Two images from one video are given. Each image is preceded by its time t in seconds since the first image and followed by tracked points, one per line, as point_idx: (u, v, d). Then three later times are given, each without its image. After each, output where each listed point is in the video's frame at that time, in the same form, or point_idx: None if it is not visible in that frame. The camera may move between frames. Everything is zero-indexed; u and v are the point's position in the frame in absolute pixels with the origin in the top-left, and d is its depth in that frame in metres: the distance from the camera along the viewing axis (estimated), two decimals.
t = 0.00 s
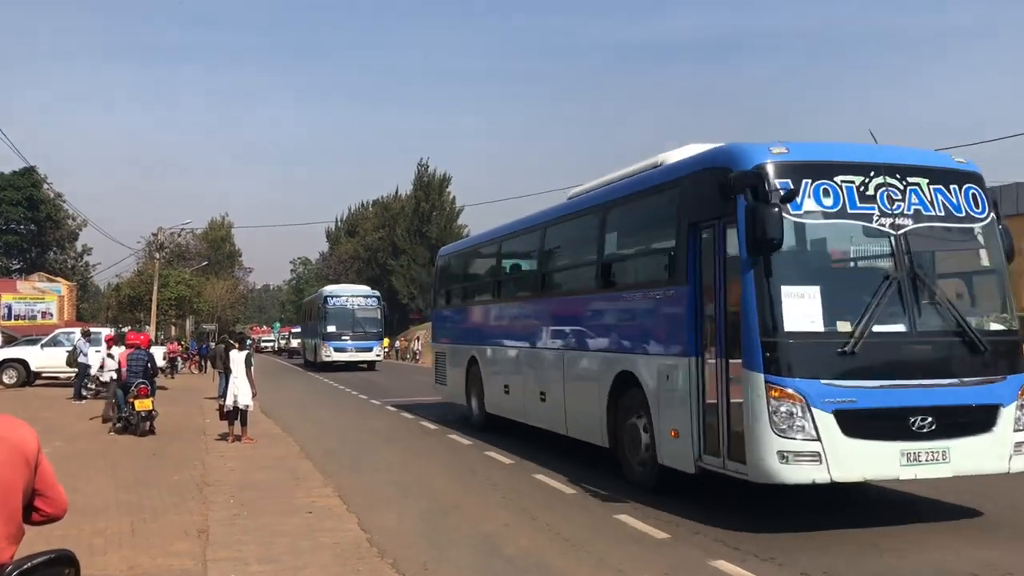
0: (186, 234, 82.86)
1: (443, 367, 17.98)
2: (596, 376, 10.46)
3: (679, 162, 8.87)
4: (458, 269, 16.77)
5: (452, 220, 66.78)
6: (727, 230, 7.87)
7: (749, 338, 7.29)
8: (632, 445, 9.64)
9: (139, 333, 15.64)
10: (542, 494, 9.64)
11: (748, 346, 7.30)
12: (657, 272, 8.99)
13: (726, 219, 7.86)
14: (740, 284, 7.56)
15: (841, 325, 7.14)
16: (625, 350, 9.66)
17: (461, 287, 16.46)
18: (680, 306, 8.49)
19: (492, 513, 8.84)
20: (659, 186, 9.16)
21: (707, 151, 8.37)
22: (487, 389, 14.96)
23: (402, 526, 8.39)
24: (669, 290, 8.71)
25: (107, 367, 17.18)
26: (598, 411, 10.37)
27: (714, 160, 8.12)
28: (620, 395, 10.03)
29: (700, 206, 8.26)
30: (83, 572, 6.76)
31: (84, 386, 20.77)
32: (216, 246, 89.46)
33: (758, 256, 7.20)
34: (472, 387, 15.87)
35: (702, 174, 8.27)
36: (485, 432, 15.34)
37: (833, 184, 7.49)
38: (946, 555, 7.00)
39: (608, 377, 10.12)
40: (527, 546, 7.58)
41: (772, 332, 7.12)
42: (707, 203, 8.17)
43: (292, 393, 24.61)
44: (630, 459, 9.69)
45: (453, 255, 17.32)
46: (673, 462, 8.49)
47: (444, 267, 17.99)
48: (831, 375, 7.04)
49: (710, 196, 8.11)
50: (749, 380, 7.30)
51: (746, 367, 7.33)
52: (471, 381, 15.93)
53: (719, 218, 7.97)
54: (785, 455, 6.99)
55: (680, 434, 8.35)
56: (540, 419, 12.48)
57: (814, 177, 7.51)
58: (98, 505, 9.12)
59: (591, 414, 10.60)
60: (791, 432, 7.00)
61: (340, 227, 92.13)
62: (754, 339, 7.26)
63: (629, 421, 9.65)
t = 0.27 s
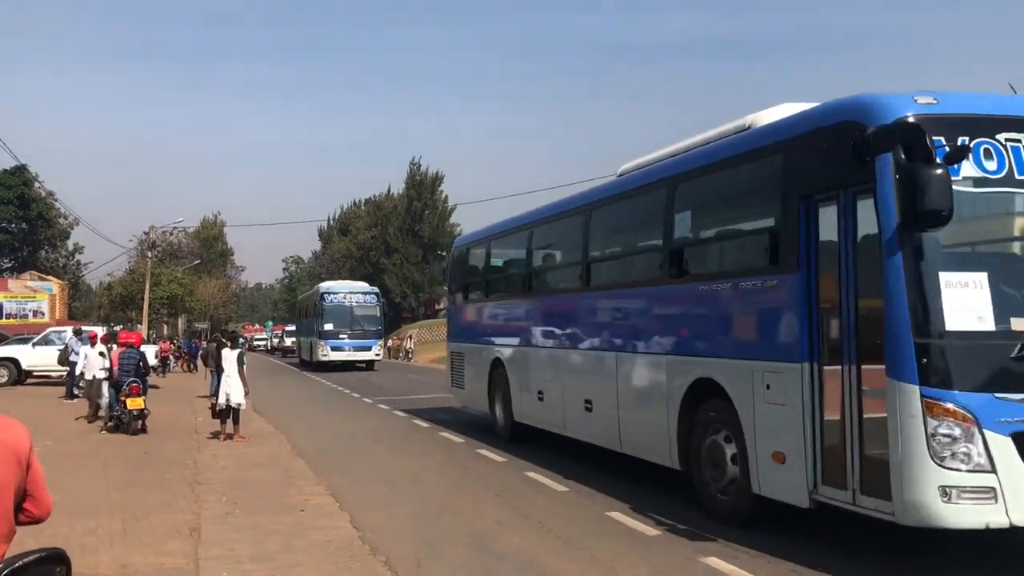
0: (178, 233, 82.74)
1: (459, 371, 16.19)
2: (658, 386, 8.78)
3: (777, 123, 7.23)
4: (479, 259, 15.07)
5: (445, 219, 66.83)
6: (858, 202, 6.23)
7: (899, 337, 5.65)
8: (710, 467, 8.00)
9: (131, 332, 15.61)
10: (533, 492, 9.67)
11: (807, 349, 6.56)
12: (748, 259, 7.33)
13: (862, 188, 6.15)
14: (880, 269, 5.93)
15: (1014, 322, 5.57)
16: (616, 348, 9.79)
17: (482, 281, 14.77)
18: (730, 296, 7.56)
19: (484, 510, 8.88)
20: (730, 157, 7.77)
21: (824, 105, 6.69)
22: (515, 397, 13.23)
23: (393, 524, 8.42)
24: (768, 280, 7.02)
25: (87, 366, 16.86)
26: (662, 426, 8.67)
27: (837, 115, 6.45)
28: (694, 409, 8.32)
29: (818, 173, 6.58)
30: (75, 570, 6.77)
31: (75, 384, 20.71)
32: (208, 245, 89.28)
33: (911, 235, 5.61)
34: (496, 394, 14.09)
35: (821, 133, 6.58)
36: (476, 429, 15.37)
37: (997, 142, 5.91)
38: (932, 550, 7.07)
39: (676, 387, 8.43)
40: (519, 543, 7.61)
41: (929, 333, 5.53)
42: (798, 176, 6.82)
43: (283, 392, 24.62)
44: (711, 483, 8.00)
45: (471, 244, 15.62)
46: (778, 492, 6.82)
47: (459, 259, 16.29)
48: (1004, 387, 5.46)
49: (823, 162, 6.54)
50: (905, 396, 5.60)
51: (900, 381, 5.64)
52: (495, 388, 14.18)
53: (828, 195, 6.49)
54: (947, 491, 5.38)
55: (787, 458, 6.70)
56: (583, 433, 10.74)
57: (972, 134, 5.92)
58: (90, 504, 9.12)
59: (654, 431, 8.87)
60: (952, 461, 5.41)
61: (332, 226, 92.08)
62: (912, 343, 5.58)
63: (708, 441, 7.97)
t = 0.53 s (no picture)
0: (169, 225, 82.44)
1: (482, 368, 14.55)
2: (757, 397, 7.01)
3: (813, 98, 6.69)
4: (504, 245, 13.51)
5: (438, 212, 66.77)
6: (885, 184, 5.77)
7: None
8: (830, 501, 6.23)
9: (120, 324, 15.57)
10: (523, 484, 9.68)
11: (812, 340, 6.39)
12: (771, 249, 6.92)
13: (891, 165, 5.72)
14: None
15: None
16: (609, 343, 9.79)
17: (508, 268, 13.22)
18: (723, 290, 7.55)
19: (474, 502, 8.89)
20: (742, 144, 7.45)
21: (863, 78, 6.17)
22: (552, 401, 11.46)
23: (384, 516, 8.42)
24: (936, 258, 5.26)
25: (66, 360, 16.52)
26: (764, 449, 6.88)
27: (877, 87, 5.95)
28: (807, 430, 6.55)
29: (862, 148, 6.02)
30: (62, 563, 6.76)
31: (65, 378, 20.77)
32: (200, 237, 88.99)
33: None
34: (530, 398, 12.37)
35: (858, 109, 6.08)
36: (468, 423, 15.38)
37: None
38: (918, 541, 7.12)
39: (778, 400, 6.72)
40: (508, 535, 7.63)
41: None
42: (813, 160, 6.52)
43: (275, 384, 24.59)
44: (836, 518, 6.21)
45: (494, 226, 14.11)
46: (947, 536, 5.12)
47: (480, 245, 14.74)
48: None
49: (853, 141, 6.12)
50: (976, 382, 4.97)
51: (967, 365, 5.03)
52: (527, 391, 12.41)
53: (845, 185, 6.15)
54: None
55: (966, 494, 5.01)
56: (642, 445, 8.97)
57: None
58: (78, 496, 9.11)
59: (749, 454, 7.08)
60: None
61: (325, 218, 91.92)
62: (981, 326, 4.94)
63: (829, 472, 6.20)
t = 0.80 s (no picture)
0: (165, 217, 82.35)
1: (512, 365, 12.83)
2: (859, 403, 5.81)
3: (816, 87, 6.60)
4: (537, 228, 11.94)
5: (434, 204, 66.79)
6: (868, 183, 5.91)
7: None
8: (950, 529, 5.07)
9: (114, 316, 15.55)
10: (515, 478, 9.69)
11: (807, 334, 6.39)
12: (771, 241, 6.86)
13: (898, 156, 5.65)
14: None
15: None
16: (603, 335, 9.75)
17: (544, 254, 11.65)
18: (718, 281, 7.55)
19: (466, 495, 8.90)
20: (741, 135, 7.40)
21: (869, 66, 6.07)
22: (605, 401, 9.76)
23: (375, 508, 8.43)
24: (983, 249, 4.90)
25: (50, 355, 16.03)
26: (897, 460, 5.44)
27: (883, 77, 5.85)
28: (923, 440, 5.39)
29: (857, 146, 6.03)
30: (53, 553, 6.75)
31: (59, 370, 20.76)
32: (196, 229, 88.87)
33: None
34: (576, 399, 10.62)
35: (863, 99, 5.99)
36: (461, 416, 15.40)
37: None
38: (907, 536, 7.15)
39: (901, 396, 5.45)
40: (499, 528, 7.64)
41: None
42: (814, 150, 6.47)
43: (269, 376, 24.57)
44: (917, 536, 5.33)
45: (526, 206, 12.56)
46: None
47: (510, 227, 13.11)
48: None
49: (856, 130, 6.05)
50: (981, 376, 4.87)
51: (964, 359, 4.98)
52: (573, 392, 10.66)
53: (849, 176, 6.08)
54: None
55: None
56: (685, 453, 7.98)
57: None
58: (70, 488, 9.11)
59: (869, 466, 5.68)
60: None
61: (320, 210, 91.82)
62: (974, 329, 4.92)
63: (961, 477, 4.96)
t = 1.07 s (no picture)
0: (166, 212, 82.28)
1: (562, 375, 10.96)
2: (892, 401, 5.50)
3: (818, 85, 6.56)
4: (589, 214, 10.31)
5: (435, 202, 66.81)
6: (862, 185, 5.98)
7: None
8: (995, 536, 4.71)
9: (113, 312, 15.55)
10: (513, 475, 9.69)
11: (806, 336, 6.39)
12: (773, 239, 6.84)
13: (899, 155, 5.65)
14: None
15: None
16: (603, 334, 9.73)
17: (599, 246, 9.96)
18: (715, 281, 7.56)
19: (463, 492, 8.90)
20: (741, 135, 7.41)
21: (872, 64, 6.04)
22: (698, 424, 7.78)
23: (372, 505, 8.43)
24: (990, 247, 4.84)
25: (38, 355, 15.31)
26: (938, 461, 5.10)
27: (886, 75, 5.81)
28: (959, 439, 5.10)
29: (857, 147, 6.04)
30: (49, 548, 6.76)
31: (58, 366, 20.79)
32: (196, 225, 88.86)
33: None
34: (653, 418, 8.63)
35: (865, 97, 5.97)
36: (459, 413, 15.42)
37: None
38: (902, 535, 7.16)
39: (927, 396, 5.23)
40: (496, 525, 7.65)
41: None
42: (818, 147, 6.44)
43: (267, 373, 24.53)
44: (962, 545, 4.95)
45: (573, 189, 10.90)
46: None
47: (557, 212, 11.35)
48: None
49: (860, 129, 6.02)
50: (976, 377, 4.88)
51: (962, 361, 4.99)
52: (648, 406, 8.70)
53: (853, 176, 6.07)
54: None
55: None
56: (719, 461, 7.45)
57: None
58: (67, 483, 9.11)
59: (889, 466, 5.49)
60: None
61: (321, 207, 91.80)
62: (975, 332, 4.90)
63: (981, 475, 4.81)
